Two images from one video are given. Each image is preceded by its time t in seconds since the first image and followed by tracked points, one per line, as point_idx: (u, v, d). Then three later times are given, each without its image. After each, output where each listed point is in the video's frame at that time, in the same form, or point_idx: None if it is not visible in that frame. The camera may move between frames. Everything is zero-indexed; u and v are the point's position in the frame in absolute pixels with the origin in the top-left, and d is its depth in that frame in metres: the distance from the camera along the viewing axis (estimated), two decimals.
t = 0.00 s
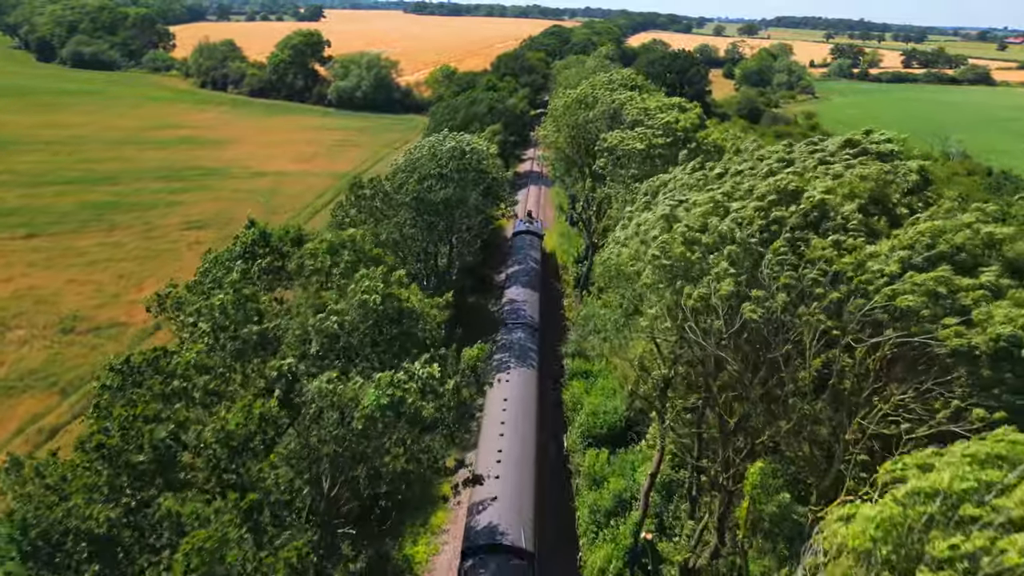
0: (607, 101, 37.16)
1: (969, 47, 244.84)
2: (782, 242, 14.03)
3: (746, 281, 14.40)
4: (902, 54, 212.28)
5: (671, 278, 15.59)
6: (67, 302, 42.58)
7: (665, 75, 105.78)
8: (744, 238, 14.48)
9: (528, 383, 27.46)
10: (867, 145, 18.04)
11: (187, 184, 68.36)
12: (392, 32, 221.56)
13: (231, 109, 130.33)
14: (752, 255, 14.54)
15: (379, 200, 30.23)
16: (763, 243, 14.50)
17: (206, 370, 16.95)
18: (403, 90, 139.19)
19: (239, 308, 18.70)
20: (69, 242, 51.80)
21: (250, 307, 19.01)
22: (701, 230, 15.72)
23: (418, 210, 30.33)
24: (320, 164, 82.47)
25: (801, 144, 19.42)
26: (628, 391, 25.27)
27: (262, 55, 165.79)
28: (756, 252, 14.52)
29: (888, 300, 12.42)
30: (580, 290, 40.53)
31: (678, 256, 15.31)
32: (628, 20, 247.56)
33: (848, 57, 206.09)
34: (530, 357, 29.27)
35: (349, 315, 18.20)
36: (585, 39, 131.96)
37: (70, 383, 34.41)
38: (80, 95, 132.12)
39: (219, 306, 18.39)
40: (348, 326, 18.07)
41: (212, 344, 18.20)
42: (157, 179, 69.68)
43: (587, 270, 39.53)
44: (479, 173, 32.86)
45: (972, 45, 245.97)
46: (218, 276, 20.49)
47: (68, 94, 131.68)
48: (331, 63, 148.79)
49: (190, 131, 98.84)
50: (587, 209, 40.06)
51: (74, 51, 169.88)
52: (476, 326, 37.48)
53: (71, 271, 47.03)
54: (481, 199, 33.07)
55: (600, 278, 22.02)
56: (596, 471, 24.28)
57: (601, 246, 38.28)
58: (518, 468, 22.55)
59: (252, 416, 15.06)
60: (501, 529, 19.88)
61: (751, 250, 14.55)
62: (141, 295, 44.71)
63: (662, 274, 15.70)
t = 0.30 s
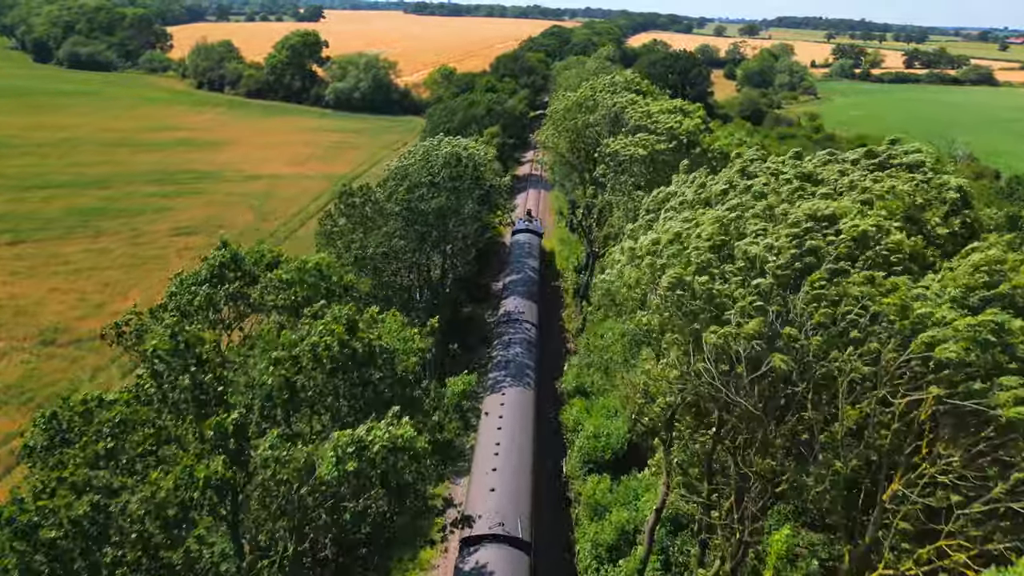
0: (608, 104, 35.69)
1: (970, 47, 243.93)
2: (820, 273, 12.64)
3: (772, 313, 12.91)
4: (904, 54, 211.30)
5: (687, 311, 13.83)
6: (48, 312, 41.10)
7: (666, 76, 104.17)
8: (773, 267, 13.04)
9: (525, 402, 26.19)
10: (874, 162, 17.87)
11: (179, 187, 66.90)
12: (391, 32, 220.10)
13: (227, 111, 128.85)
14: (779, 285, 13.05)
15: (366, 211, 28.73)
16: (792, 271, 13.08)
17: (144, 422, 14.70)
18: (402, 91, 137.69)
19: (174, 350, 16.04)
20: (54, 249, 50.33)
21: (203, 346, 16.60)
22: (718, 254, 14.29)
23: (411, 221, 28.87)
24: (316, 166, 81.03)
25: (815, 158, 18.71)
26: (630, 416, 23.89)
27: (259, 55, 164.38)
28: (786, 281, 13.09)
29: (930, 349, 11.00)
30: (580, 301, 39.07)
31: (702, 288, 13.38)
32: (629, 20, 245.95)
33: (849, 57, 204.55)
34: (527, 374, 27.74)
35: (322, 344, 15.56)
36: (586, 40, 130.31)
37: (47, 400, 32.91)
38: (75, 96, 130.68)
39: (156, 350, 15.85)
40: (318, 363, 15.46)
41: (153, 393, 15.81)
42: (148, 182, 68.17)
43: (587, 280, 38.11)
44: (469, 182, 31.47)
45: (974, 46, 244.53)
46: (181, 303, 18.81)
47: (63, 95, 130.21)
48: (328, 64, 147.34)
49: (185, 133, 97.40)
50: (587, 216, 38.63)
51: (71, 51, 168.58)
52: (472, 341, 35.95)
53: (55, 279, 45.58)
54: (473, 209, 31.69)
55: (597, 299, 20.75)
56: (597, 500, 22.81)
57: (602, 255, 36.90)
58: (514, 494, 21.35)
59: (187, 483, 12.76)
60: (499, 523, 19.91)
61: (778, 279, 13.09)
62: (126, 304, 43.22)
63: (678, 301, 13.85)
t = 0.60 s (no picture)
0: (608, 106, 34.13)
1: (972, 46, 241.98)
2: (873, 315, 11.81)
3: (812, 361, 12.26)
4: (906, 53, 209.24)
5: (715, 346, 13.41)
6: (27, 324, 39.60)
7: (667, 77, 102.47)
8: (817, 306, 12.44)
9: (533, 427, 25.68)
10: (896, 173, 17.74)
11: (170, 192, 65.36)
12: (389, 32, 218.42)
13: (223, 112, 127.32)
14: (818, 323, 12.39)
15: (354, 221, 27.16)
16: (839, 310, 12.46)
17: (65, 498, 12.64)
18: (400, 92, 136.16)
19: (93, 412, 13.93)
20: (36, 257, 48.74)
21: (130, 400, 14.02)
22: (748, 284, 13.67)
23: (399, 231, 26.99)
24: (311, 169, 79.48)
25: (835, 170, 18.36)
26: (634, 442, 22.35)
27: (256, 56, 162.87)
28: (832, 324, 12.49)
29: (998, 425, 9.68)
30: (582, 314, 37.45)
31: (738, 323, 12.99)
32: (629, 20, 244.35)
33: (850, 57, 202.95)
34: (523, 396, 26.14)
35: (260, 415, 13.11)
36: (585, 40, 128.68)
37: (20, 419, 31.37)
38: (69, 97, 129.20)
39: (74, 412, 13.86)
40: (258, 436, 13.03)
41: (75, 459, 13.31)
42: (138, 186, 66.62)
43: (588, 291, 36.53)
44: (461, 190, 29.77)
45: (976, 45, 242.83)
46: (133, 338, 16.87)
47: (56, 96, 128.68)
48: (325, 65, 145.84)
49: (179, 135, 95.85)
50: (587, 223, 37.05)
51: (66, 52, 167.18)
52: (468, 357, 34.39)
53: (36, 289, 44.06)
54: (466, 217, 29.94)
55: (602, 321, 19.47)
56: (599, 533, 21.25)
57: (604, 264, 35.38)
58: (513, 496, 21.29)
59: (100, 574, 10.10)
60: (496, 514, 20.21)
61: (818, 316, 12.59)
62: (107, 315, 41.69)
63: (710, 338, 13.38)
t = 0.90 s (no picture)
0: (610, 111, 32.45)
1: (975, 45, 239.73)
2: (937, 390, 11.91)
3: (877, 433, 12.49)
4: (907, 53, 207.34)
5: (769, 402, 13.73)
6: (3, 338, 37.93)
7: (669, 78, 100.81)
8: (886, 367, 12.62)
9: (554, 453, 25.88)
10: (933, 197, 17.62)
11: (160, 197, 63.79)
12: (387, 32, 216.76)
13: (218, 114, 125.69)
14: (887, 392, 12.55)
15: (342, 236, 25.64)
16: (910, 381, 12.58)
17: None
18: (397, 93, 134.51)
19: None
20: (17, 267, 47.04)
21: (20, 483, 11.43)
22: (798, 332, 14.30)
23: (386, 243, 24.96)
24: (305, 173, 77.88)
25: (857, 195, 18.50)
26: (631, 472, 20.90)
27: (252, 57, 161.12)
28: (901, 391, 12.66)
29: None
30: (584, 326, 35.84)
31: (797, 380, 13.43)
32: (629, 19, 242.56)
33: (851, 57, 201.20)
34: (520, 423, 24.41)
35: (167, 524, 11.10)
36: (585, 40, 127.00)
37: None
38: (62, 99, 127.37)
39: None
40: (164, 554, 10.93)
41: None
42: (128, 191, 65.12)
43: (589, 304, 34.96)
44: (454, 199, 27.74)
45: (978, 44, 241.25)
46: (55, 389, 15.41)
47: (49, 98, 126.80)
48: (322, 65, 144.08)
49: (172, 137, 94.27)
50: (587, 233, 35.42)
51: (61, 54, 165.34)
52: (463, 373, 32.88)
53: (15, 301, 42.35)
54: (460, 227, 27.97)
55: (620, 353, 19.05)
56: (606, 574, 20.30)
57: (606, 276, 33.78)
58: (511, 492, 21.17)
59: None
60: (494, 509, 20.15)
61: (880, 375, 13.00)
62: (88, 327, 40.23)
63: (762, 392, 13.76)
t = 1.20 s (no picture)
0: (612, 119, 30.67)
1: (977, 46, 238.24)
2: None
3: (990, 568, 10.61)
4: (910, 53, 205.63)
5: (854, 526, 11.77)
6: None
7: (670, 79, 99.17)
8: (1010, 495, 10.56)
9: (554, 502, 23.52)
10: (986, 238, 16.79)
11: (150, 202, 61.93)
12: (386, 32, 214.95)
13: (213, 115, 123.76)
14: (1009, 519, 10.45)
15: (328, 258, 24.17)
16: None
17: None
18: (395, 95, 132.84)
19: None
20: None
21: None
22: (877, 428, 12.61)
23: (372, 262, 23.10)
24: (300, 177, 76.09)
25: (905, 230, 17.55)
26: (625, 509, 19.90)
27: (249, 57, 159.43)
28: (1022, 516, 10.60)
29: None
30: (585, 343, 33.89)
31: (891, 487, 11.51)
32: (630, 19, 240.94)
33: (854, 57, 199.49)
34: (515, 456, 22.76)
35: None
36: (585, 40, 125.27)
37: None
38: (55, 100, 125.57)
39: None
40: None
41: None
42: (117, 197, 63.27)
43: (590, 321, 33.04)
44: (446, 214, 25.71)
45: (981, 45, 239.44)
46: None
47: (42, 99, 125.04)
48: (320, 65, 142.39)
49: (165, 140, 92.31)
50: (589, 246, 33.62)
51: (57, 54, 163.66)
52: (457, 394, 31.24)
53: None
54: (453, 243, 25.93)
55: (638, 405, 17.68)
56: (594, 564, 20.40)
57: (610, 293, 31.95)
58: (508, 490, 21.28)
59: None
60: (493, 508, 20.26)
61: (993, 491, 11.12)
62: (67, 343, 38.42)
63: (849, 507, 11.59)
